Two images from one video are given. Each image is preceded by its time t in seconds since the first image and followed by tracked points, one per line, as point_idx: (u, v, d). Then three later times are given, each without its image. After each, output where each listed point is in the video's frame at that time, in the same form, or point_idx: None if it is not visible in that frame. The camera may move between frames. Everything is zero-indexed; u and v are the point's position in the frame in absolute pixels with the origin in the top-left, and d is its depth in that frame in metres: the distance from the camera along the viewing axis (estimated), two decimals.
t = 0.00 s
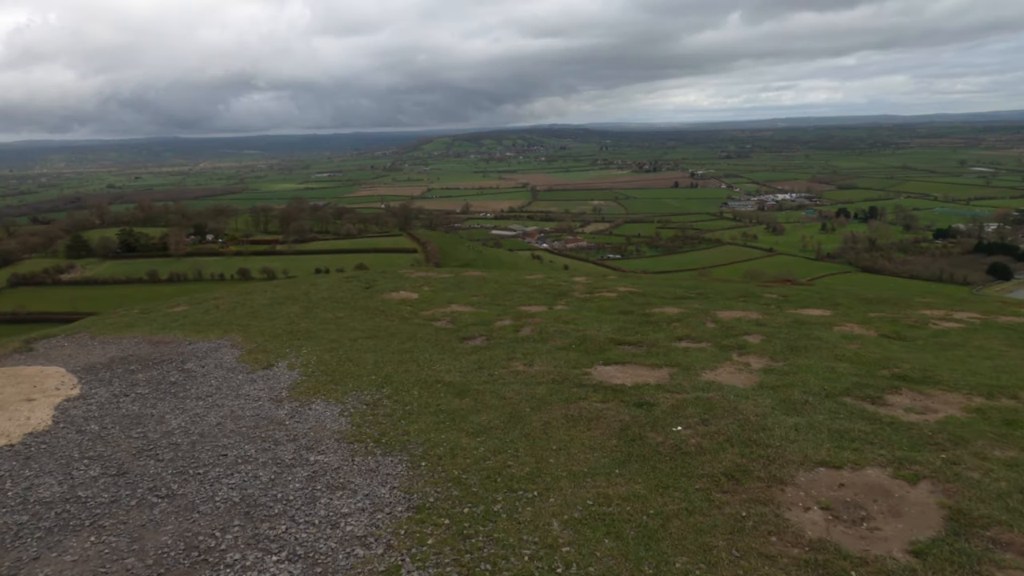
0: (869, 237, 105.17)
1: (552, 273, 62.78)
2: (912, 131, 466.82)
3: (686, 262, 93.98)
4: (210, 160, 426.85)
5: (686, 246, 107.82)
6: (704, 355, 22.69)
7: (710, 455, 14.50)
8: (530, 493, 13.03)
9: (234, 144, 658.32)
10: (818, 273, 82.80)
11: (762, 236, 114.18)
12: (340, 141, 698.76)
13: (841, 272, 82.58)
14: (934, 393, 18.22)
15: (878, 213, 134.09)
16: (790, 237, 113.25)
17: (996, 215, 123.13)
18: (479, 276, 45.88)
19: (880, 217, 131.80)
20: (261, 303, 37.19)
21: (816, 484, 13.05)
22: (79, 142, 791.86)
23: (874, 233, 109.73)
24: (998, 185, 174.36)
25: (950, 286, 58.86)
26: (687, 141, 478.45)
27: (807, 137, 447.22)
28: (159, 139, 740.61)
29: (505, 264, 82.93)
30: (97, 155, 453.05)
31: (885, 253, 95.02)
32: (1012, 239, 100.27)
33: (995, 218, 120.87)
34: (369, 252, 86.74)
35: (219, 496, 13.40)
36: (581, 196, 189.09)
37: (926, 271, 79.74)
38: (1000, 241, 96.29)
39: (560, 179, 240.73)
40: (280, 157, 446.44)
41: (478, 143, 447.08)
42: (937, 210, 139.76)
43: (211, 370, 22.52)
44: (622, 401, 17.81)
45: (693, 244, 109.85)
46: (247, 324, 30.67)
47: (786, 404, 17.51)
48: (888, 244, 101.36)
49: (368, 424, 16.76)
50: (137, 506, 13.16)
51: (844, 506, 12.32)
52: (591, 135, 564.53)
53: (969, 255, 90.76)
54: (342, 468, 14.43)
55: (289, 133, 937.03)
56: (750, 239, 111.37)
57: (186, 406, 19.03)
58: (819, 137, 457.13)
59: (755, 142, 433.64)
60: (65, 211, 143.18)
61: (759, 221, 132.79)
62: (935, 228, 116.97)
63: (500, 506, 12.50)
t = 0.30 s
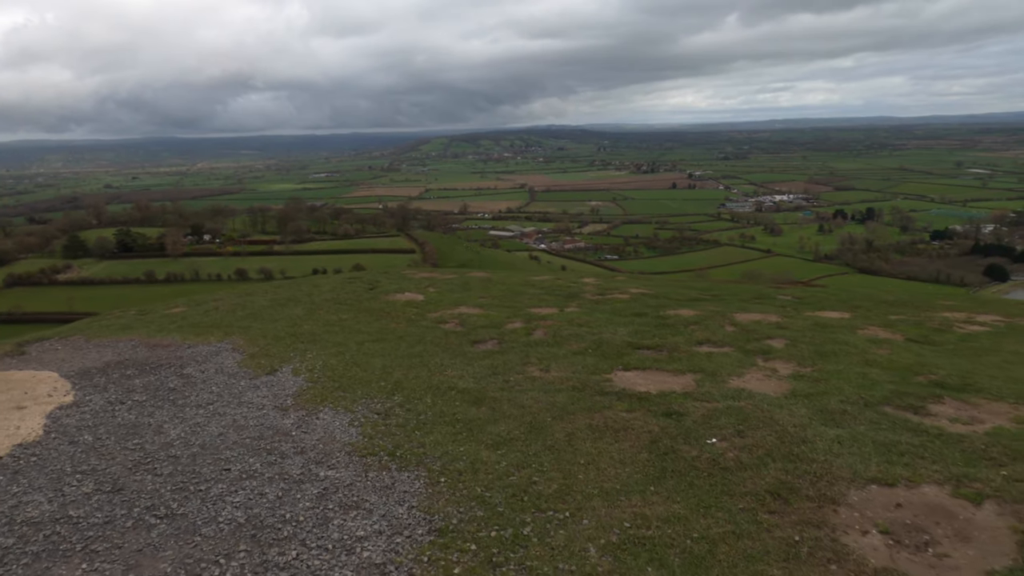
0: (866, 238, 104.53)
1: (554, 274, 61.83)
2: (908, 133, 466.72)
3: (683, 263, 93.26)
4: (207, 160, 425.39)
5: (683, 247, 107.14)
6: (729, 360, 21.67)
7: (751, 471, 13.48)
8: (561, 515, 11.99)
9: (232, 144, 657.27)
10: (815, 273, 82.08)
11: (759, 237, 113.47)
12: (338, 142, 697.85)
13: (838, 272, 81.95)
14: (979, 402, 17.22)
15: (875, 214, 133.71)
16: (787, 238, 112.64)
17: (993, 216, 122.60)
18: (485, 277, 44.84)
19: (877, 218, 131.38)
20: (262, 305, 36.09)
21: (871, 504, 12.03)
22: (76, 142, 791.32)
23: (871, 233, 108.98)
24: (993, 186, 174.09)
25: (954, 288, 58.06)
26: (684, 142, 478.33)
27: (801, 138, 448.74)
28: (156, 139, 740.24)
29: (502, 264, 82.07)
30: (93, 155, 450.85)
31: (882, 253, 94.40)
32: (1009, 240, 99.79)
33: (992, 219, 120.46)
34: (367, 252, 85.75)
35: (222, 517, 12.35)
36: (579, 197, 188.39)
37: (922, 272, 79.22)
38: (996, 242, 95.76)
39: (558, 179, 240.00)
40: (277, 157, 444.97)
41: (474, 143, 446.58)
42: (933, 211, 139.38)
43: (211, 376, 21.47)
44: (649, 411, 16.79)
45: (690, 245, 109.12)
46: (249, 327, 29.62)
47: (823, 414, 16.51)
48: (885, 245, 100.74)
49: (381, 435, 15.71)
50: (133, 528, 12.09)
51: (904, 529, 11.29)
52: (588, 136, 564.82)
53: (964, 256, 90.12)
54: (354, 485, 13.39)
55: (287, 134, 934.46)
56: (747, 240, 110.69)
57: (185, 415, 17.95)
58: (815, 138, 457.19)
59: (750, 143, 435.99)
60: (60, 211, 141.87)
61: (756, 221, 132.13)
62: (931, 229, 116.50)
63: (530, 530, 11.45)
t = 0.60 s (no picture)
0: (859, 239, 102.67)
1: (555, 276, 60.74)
2: (902, 134, 467.44)
3: (678, 264, 92.46)
4: (201, 158, 423.03)
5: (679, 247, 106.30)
6: (757, 371, 20.67)
7: (801, 498, 12.48)
8: (601, 551, 10.97)
9: (226, 143, 654.80)
10: (811, 274, 81.34)
11: (754, 237, 112.72)
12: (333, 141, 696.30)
13: (832, 274, 80.74)
14: None
15: (870, 215, 133.02)
16: (782, 239, 111.86)
17: (987, 217, 122.22)
18: (489, 280, 43.71)
19: (871, 219, 130.74)
20: (263, 309, 34.98)
21: (938, 538, 11.02)
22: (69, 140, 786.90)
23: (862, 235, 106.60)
24: (987, 187, 173.73)
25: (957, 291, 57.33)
26: (679, 142, 478.26)
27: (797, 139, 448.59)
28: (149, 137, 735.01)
29: (497, 265, 80.99)
30: (87, 153, 447.56)
31: (875, 254, 93.10)
32: (1003, 241, 99.19)
33: (985, 220, 120.04)
34: (363, 251, 84.56)
35: (229, 551, 11.28)
36: (575, 197, 187.47)
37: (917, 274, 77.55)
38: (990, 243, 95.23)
39: (553, 179, 239.10)
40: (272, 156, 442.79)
41: (469, 142, 445.74)
42: (927, 212, 138.85)
43: (213, 387, 20.39)
44: (681, 428, 15.80)
45: (685, 245, 108.26)
46: (250, 333, 28.49)
47: (867, 433, 15.53)
48: (878, 245, 99.11)
49: (397, 455, 14.66)
50: (131, 564, 11.02)
51: (978, 567, 10.28)
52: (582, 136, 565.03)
53: (958, 257, 89.52)
54: (372, 513, 12.34)
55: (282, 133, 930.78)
56: (743, 240, 109.95)
57: (186, 432, 16.86)
58: (809, 139, 457.42)
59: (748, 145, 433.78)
60: (53, 209, 140.30)
61: (751, 222, 131.45)
62: (925, 230, 115.79)
63: (568, 569, 10.44)
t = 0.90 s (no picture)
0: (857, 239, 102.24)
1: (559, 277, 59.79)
2: (901, 135, 466.22)
3: (678, 264, 91.72)
4: (199, 158, 421.77)
5: (678, 247, 105.55)
6: (790, 377, 19.75)
7: (863, 519, 11.58)
8: None
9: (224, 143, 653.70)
10: (810, 274, 80.54)
11: (753, 238, 111.88)
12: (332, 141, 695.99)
13: (829, 273, 80.19)
14: None
15: (868, 216, 132.33)
16: (780, 239, 111.11)
17: (985, 218, 121.37)
18: (498, 281, 42.78)
19: (870, 219, 130.05)
20: (268, 310, 34.01)
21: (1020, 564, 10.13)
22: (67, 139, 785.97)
23: (861, 235, 106.45)
24: (986, 188, 173.14)
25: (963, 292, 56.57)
26: (677, 142, 477.50)
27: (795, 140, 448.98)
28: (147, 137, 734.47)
29: (497, 265, 80.05)
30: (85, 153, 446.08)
31: (873, 255, 92.61)
32: (1000, 241, 98.53)
33: (983, 221, 119.19)
34: (362, 251, 83.55)
35: None
36: (573, 197, 186.57)
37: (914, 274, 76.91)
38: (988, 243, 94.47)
39: (551, 179, 238.34)
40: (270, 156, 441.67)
41: (467, 142, 445.14)
42: (926, 212, 138.15)
43: (222, 394, 19.47)
44: (722, 439, 14.89)
45: (685, 245, 107.33)
46: (257, 336, 27.53)
47: (920, 444, 14.63)
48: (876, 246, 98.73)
49: (423, 469, 13.75)
50: None
51: None
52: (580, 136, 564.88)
53: (956, 257, 88.68)
54: (400, 534, 11.44)
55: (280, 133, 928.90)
56: (741, 240, 109.13)
57: (195, 442, 15.92)
58: (808, 140, 456.84)
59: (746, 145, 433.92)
60: (51, 209, 139.22)
61: (750, 222, 130.64)
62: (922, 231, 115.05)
63: None
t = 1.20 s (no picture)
0: (859, 242, 101.47)
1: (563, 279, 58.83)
2: (904, 137, 464.22)
3: (679, 265, 90.92)
4: (200, 159, 421.89)
5: (678, 249, 104.79)
6: (820, 389, 18.76)
7: (921, 550, 10.59)
8: None
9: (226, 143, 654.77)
10: (812, 277, 79.53)
11: (754, 240, 110.85)
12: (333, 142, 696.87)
13: (830, 275, 79.45)
14: None
15: (869, 218, 131.46)
16: (782, 241, 110.32)
17: (987, 221, 120.18)
18: (505, 285, 41.83)
19: (871, 222, 129.20)
20: (270, 314, 33.09)
21: None
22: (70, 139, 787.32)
23: (862, 237, 105.80)
24: (987, 191, 172.12)
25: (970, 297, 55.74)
26: (678, 144, 475.39)
27: (796, 142, 448.01)
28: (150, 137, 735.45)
29: (498, 267, 79.08)
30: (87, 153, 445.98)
31: (875, 257, 91.84)
32: (1002, 243, 97.57)
33: (985, 223, 117.94)
34: (363, 252, 82.63)
35: None
36: (574, 198, 185.65)
37: (917, 277, 75.97)
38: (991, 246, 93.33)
39: (552, 181, 237.80)
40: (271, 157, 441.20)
41: (468, 143, 444.92)
42: (927, 215, 137.09)
43: (223, 404, 18.51)
44: (757, 458, 13.90)
45: (686, 247, 106.31)
46: (259, 342, 26.59)
47: (969, 464, 13.65)
48: (878, 249, 97.97)
49: (437, 491, 12.79)
50: None
51: None
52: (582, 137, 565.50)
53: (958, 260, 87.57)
54: (415, 566, 10.47)
55: (283, 133, 929.66)
56: (742, 242, 108.13)
57: (193, 459, 14.94)
58: (809, 142, 455.12)
59: (748, 147, 432.67)
60: (53, 209, 138.72)
61: (750, 224, 129.68)
62: (924, 234, 114.13)
63: None
